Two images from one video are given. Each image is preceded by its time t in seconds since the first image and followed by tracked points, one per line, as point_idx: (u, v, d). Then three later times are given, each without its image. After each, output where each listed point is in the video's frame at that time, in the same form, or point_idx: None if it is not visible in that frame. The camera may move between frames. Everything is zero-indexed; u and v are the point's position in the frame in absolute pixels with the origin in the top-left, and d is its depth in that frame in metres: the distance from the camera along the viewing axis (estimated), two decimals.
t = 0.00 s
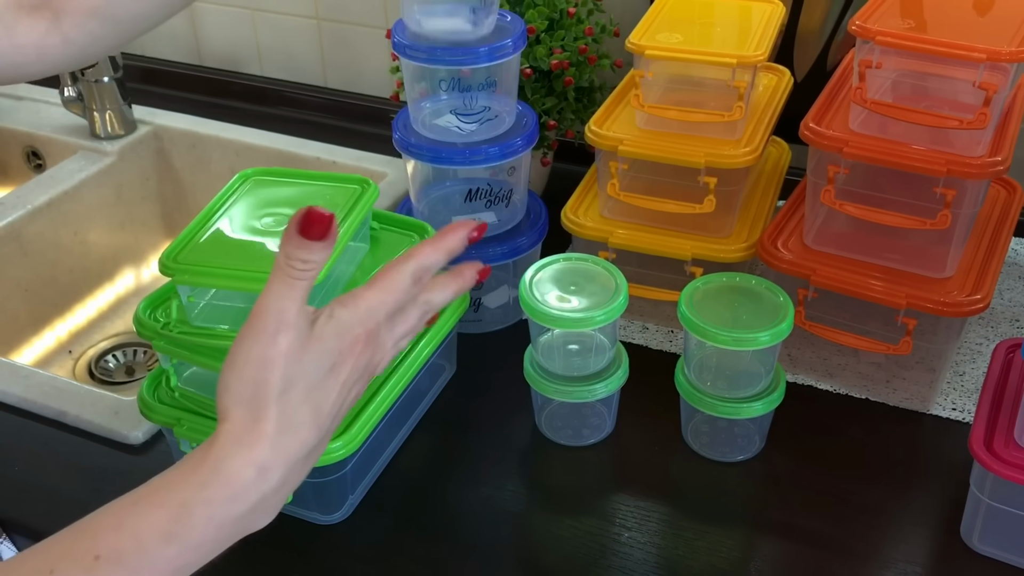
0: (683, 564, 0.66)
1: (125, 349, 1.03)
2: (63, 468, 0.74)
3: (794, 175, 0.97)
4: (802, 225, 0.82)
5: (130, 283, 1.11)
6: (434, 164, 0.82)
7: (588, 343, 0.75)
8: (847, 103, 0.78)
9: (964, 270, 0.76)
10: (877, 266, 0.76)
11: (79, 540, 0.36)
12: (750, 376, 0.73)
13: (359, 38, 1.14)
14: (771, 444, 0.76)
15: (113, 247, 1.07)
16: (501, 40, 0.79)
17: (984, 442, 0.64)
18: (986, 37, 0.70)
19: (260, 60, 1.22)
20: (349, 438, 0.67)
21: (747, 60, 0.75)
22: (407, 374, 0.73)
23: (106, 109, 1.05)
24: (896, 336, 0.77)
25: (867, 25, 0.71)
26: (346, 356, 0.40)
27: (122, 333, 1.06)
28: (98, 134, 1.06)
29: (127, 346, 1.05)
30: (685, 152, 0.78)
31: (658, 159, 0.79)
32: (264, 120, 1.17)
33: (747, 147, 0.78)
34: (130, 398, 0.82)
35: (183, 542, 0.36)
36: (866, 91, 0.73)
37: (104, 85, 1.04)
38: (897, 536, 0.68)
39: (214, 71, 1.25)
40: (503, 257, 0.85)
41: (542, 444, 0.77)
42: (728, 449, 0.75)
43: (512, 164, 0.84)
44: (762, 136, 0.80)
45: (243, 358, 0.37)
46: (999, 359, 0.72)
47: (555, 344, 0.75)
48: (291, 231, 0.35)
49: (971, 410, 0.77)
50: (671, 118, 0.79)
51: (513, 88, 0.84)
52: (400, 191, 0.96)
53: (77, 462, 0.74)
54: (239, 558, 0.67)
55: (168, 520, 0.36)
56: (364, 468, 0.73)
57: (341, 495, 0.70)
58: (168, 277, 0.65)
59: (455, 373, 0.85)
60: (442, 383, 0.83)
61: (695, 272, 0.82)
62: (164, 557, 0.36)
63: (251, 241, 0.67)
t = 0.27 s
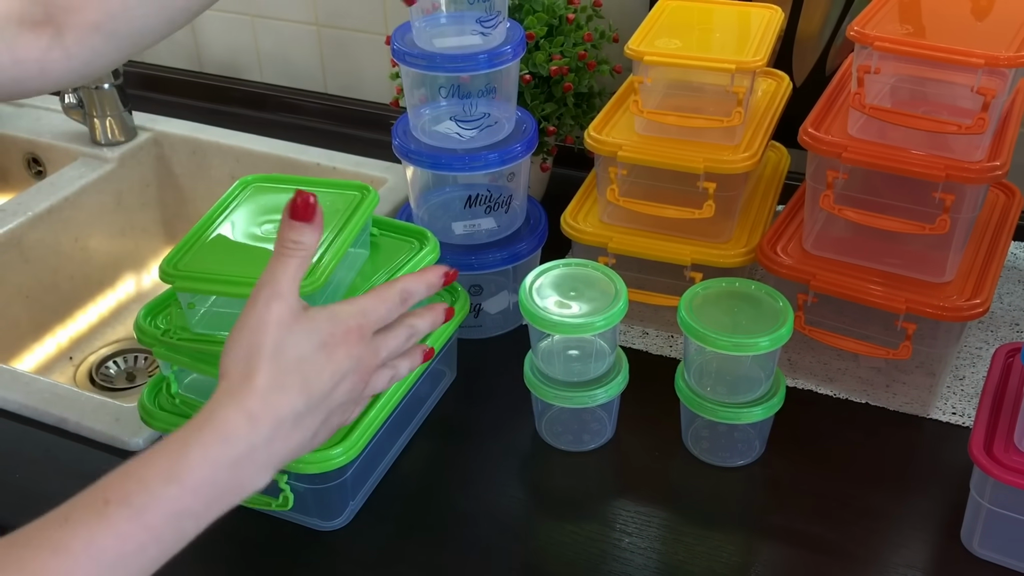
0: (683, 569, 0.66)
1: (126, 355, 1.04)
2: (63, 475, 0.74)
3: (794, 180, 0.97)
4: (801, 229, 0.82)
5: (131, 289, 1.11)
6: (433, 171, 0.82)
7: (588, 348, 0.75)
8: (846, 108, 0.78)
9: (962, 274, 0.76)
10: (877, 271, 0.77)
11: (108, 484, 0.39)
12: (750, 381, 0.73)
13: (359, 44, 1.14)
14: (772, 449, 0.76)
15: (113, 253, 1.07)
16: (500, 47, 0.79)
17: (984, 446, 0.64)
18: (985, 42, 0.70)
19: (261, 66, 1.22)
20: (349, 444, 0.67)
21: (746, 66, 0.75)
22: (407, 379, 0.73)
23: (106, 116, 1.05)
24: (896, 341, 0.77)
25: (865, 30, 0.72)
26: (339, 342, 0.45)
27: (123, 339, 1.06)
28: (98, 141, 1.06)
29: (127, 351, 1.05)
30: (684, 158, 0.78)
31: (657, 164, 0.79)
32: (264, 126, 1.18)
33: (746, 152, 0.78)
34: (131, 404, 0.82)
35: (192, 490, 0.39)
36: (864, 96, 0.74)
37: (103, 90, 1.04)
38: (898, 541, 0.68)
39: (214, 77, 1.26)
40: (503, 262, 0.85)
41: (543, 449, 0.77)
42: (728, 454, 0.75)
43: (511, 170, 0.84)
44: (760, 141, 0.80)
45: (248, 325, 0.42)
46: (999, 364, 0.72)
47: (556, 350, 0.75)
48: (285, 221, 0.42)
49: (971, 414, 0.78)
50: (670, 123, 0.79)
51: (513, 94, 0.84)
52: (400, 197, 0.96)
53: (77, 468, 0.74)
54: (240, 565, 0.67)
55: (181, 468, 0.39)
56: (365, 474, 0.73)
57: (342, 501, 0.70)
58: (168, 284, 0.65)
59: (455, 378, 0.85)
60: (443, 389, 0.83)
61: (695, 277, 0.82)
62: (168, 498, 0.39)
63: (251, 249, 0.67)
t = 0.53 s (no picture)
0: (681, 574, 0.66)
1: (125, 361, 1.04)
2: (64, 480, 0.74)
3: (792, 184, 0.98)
4: (799, 234, 0.82)
5: (131, 294, 1.12)
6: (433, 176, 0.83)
7: (587, 353, 0.75)
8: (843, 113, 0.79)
9: (960, 278, 0.76)
10: (875, 275, 0.77)
11: (46, 477, 0.43)
12: (749, 385, 0.73)
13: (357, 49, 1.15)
14: (770, 453, 0.76)
15: (112, 259, 1.11)
16: (498, 52, 0.79)
17: (982, 450, 0.64)
18: (981, 47, 0.70)
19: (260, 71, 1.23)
20: (348, 449, 0.67)
21: (743, 71, 0.75)
22: (406, 385, 0.73)
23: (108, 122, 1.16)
24: (894, 345, 0.77)
25: (862, 35, 0.72)
26: (235, 336, 0.48)
27: (122, 345, 1.07)
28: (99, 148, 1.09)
29: (126, 357, 1.05)
30: (682, 163, 0.78)
31: (655, 169, 0.79)
32: (262, 131, 1.18)
33: (744, 157, 0.78)
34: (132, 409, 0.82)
35: (113, 477, 0.42)
36: (861, 101, 0.74)
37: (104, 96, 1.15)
38: (897, 545, 0.68)
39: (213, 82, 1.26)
40: (502, 267, 0.85)
41: (541, 454, 0.77)
42: (727, 458, 0.75)
43: (510, 175, 0.85)
44: (758, 146, 0.80)
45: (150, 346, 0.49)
46: (997, 367, 0.73)
47: (555, 355, 0.75)
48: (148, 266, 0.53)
49: (970, 417, 0.78)
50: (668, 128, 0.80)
51: (511, 99, 0.84)
52: (399, 201, 0.97)
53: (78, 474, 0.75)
54: (238, 570, 0.67)
55: (100, 460, 0.43)
56: (364, 479, 0.73)
57: (341, 506, 0.70)
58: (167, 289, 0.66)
59: (454, 383, 0.85)
60: (442, 394, 0.83)
61: (693, 281, 0.82)
62: (90, 482, 0.42)
63: (246, 255, 0.68)
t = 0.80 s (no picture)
0: None
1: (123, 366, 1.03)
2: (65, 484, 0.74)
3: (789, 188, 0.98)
4: (796, 237, 0.83)
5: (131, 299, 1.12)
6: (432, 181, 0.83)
7: (585, 356, 0.75)
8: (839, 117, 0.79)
9: (956, 281, 0.76)
10: (872, 278, 0.77)
11: (28, 462, 0.55)
12: (747, 388, 0.73)
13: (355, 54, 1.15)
14: (768, 456, 0.77)
15: (112, 266, 1.12)
16: (496, 58, 0.79)
17: (978, 452, 0.65)
18: (976, 51, 0.70)
19: (258, 77, 1.23)
20: (347, 453, 0.67)
21: (740, 75, 0.75)
22: (405, 389, 0.74)
23: (106, 126, 1.16)
24: (891, 348, 0.77)
25: (858, 39, 0.72)
26: (184, 336, 0.59)
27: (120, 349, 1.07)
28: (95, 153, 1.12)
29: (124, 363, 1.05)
30: (679, 167, 0.79)
31: (653, 173, 0.80)
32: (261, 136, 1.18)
33: (741, 161, 0.78)
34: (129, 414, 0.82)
35: (86, 453, 0.55)
36: (857, 105, 0.74)
37: (104, 102, 1.14)
38: (894, 547, 0.68)
39: (211, 87, 1.26)
40: (500, 271, 0.85)
41: (540, 457, 0.77)
42: (725, 461, 0.75)
43: (508, 179, 0.85)
44: (755, 150, 0.80)
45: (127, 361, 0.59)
46: (993, 370, 0.73)
47: (553, 359, 0.76)
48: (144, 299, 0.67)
49: (967, 420, 0.78)
50: (665, 132, 0.80)
51: (509, 104, 0.84)
52: (398, 206, 0.97)
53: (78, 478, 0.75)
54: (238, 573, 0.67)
55: (74, 441, 0.55)
56: (363, 483, 0.73)
57: (340, 510, 0.70)
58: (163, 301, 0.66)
59: (453, 387, 0.85)
60: (441, 398, 0.84)
61: (691, 285, 0.82)
62: (74, 458, 0.54)
63: (244, 255, 0.69)
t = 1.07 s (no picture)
0: None
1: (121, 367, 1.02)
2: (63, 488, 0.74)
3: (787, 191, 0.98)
4: (793, 240, 0.83)
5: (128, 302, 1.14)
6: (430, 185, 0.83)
7: (582, 359, 0.76)
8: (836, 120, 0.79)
9: (953, 284, 0.76)
10: (868, 280, 0.77)
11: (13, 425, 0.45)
12: (744, 390, 0.73)
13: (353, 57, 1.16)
14: (766, 458, 0.77)
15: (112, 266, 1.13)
16: (494, 61, 0.80)
17: (975, 454, 0.65)
18: (972, 55, 0.71)
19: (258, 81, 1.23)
20: (344, 456, 0.67)
21: (737, 78, 0.76)
22: (403, 391, 0.74)
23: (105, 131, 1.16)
24: (888, 350, 0.78)
25: (854, 43, 0.72)
26: (127, 283, 0.44)
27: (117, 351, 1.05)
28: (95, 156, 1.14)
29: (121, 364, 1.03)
30: (676, 169, 0.79)
31: (650, 176, 0.80)
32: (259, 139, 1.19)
33: (738, 164, 0.78)
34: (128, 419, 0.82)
35: (55, 426, 0.43)
36: (854, 108, 0.74)
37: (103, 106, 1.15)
38: (892, 549, 0.68)
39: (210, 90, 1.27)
40: (498, 274, 0.86)
41: (538, 460, 0.77)
42: (723, 463, 0.76)
43: (506, 182, 0.85)
44: (752, 153, 0.81)
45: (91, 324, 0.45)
46: (990, 372, 0.73)
47: (551, 361, 0.76)
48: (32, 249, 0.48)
49: (964, 422, 0.78)
50: (662, 135, 0.80)
51: (506, 107, 0.84)
52: (396, 209, 0.97)
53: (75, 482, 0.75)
54: None
55: (41, 415, 0.44)
56: (361, 485, 0.73)
57: (338, 512, 0.70)
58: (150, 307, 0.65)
59: (451, 390, 0.85)
60: (439, 400, 0.84)
61: (688, 287, 0.82)
62: (49, 437, 0.43)
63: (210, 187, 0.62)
